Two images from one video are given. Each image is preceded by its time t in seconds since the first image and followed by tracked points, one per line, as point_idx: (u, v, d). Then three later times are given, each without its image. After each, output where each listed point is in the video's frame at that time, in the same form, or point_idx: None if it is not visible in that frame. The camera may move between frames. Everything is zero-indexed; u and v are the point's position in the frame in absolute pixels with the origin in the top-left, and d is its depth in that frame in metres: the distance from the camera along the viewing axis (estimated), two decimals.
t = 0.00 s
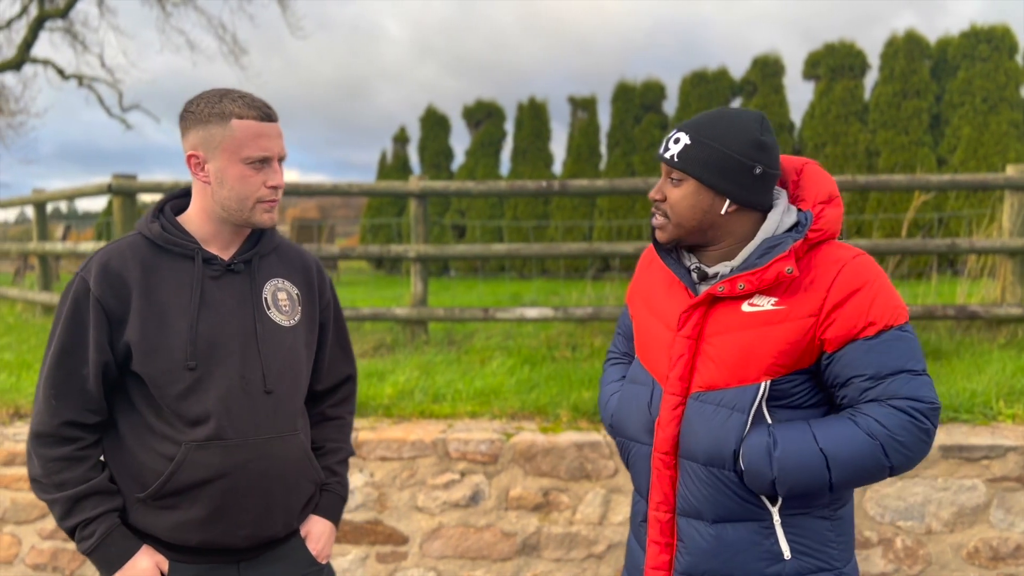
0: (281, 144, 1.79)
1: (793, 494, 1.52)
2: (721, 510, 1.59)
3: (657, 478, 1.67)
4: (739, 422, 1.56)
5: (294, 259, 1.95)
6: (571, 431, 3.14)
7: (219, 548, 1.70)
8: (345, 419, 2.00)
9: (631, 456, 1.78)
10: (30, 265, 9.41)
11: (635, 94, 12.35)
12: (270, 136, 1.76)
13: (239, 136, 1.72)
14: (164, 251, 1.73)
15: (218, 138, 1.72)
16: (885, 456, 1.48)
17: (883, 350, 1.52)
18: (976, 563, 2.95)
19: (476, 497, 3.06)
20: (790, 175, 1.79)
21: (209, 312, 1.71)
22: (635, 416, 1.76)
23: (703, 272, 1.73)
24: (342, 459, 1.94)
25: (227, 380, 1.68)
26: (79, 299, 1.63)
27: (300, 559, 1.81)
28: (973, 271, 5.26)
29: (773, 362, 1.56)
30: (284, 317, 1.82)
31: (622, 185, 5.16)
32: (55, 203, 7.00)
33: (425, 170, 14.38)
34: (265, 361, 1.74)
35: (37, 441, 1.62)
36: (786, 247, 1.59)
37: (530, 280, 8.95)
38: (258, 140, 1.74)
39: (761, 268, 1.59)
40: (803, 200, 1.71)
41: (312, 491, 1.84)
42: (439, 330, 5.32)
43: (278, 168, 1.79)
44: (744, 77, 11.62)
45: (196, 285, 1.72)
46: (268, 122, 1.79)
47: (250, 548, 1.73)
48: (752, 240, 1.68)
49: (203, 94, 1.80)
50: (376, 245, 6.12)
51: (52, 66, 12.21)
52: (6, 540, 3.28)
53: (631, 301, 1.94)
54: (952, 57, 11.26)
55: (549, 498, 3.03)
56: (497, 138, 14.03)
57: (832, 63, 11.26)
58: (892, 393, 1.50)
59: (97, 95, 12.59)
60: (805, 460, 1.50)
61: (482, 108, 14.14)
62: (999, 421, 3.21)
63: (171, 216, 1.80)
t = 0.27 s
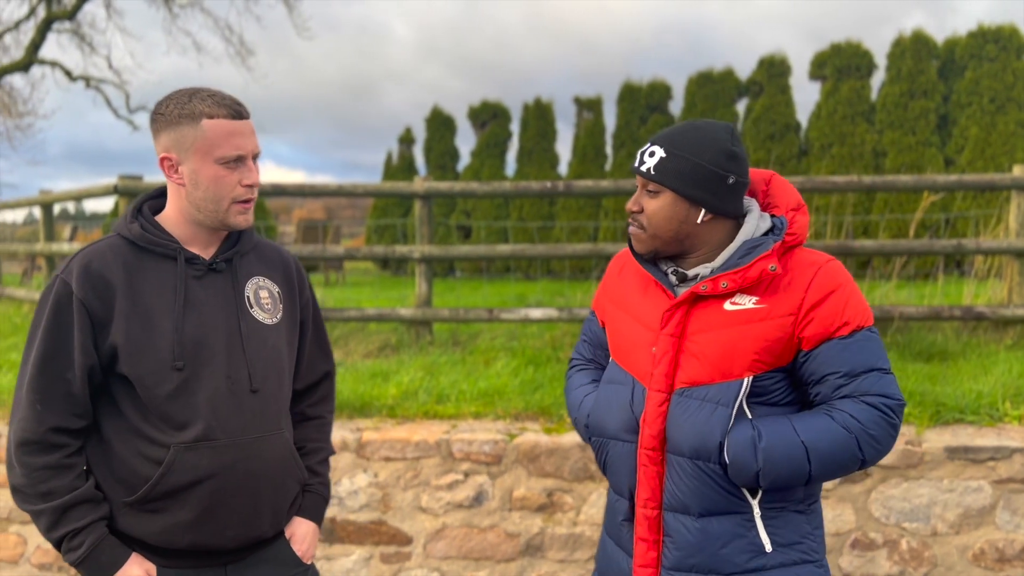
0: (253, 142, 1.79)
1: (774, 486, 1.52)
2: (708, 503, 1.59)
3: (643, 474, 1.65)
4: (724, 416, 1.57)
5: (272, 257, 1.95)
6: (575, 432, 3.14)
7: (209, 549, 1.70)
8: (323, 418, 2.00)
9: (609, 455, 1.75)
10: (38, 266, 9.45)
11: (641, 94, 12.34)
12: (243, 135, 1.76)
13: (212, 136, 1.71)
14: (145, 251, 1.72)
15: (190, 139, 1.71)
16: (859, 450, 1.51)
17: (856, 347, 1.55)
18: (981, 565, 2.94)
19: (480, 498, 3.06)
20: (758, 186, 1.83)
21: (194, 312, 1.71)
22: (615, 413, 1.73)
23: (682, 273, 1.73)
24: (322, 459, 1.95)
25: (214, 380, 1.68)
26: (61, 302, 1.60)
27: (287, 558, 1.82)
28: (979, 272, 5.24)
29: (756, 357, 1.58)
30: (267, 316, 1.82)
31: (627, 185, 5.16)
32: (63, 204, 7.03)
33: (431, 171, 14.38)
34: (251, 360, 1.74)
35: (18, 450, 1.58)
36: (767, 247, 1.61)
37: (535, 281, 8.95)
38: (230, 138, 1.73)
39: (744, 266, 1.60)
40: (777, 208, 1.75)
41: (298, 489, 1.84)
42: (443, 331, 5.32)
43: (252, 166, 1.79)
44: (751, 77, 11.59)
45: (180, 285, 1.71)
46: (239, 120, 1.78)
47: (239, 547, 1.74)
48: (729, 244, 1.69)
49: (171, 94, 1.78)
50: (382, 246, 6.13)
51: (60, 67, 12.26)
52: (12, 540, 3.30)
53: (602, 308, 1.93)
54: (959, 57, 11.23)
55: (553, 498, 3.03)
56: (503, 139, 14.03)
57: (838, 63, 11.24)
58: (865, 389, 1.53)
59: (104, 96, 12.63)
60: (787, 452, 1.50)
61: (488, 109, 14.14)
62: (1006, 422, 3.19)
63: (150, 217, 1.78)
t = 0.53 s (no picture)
0: (226, 141, 1.78)
1: (772, 489, 1.52)
2: (705, 502, 1.59)
3: (641, 469, 1.67)
4: (725, 414, 1.57)
5: (256, 259, 1.96)
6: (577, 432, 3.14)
7: (196, 551, 1.71)
8: (307, 420, 2.02)
9: (608, 447, 1.76)
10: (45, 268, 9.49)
11: (646, 96, 12.33)
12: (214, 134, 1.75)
13: (181, 138, 1.71)
14: (130, 254, 1.72)
15: (160, 141, 1.71)
16: (860, 458, 1.50)
17: (863, 355, 1.55)
18: (985, 566, 2.93)
19: (483, 498, 3.06)
20: (777, 192, 1.85)
21: (181, 315, 1.72)
22: (616, 406, 1.74)
23: (694, 270, 1.75)
24: (305, 462, 1.97)
25: (202, 383, 1.69)
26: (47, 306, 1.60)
27: (274, 560, 1.83)
28: (985, 272, 5.24)
29: (763, 357, 1.58)
30: (252, 318, 1.83)
31: (631, 186, 5.16)
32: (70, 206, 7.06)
33: (437, 172, 14.40)
34: (237, 363, 1.75)
35: (5, 456, 1.58)
36: (780, 248, 1.62)
37: (540, 283, 8.96)
38: (200, 140, 1.73)
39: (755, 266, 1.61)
40: (793, 212, 1.77)
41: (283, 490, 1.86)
42: (448, 332, 5.33)
43: (227, 166, 1.79)
44: (756, 78, 11.58)
45: (167, 287, 1.72)
46: (211, 120, 1.77)
47: (226, 549, 1.75)
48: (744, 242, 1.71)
49: (145, 96, 1.79)
50: (387, 248, 6.14)
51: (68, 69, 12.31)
52: (18, 540, 3.31)
53: (613, 303, 1.95)
54: (965, 58, 11.19)
55: (555, 499, 3.04)
56: (508, 140, 14.04)
57: (844, 64, 11.22)
58: (869, 397, 1.53)
59: (112, 99, 12.69)
60: (788, 454, 1.50)
61: (493, 110, 14.15)
62: (1009, 423, 3.19)
63: (133, 218, 1.79)
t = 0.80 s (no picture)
0: (194, 141, 1.75)
1: (810, 504, 1.50)
2: (739, 517, 1.58)
3: (673, 481, 1.67)
4: (762, 427, 1.55)
5: (263, 261, 1.95)
6: (580, 434, 3.14)
7: (184, 555, 1.72)
8: (316, 425, 2.02)
9: (642, 458, 1.77)
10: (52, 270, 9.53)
11: (650, 97, 12.33)
12: (179, 135, 1.73)
13: (146, 141, 1.72)
14: (125, 257, 1.74)
15: (132, 146, 1.74)
16: (904, 473, 1.47)
17: (908, 365, 1.52)
18: (989, 568, 2.93)
19: (485, 499, 3.07)
20: (820, 192, 1.83)
21: (172, 317, 1.72)
22: (650, 417, 1.75)
23: (731, 276, 1.75)
24: (311, 466, 1.97)
25: (191, 385, 1.69)
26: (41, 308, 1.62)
27: (270, 568, 1.82)
28: (989, 273, 5.22)
29: (802, 369, 1.56)
30: (252, 320, 1.82)
31: (634, 188, 5.16)
32: (75, 208, 7.09)
33: (441, 174, 14.42)
34: (230, 365, 1.74)
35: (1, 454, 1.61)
36: (820, 254, 1.60)
37: (544, 284, 8.97)
38: (163, 141, 1.72)
39: (795, 273, 1.59)
40: (836, 214, 1.75)
41: (280, 495, 1.85)
42: (451, 333, 5.33)
43: (199, 168, 1.76)
44: (761, 79, 11.57)
45: (159, 289, 1.73)
46: (182, 120, 1.75)
47: (216, 554, 1.75)
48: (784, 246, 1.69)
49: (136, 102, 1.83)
50: (391, 249, 6.16)
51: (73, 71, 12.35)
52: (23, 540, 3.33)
53: (648, 307, 1.95)
54: (971, 58, 11.17)
55: (557, 500, 3.04)
56: (513, 141, 14.05)
57: (848, 64, 11.20)
58: (914, 410, 1.49)
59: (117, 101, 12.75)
60: (826, 470, 1.48)
61: (497, 112, 14.16)
62: (1013, 425, 3.18)
63: (131, 221, 1.81)
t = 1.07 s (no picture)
0: (202, 146, 1.75)
1: (852, 526, 1.51)
2: (779, 535, 1.60)
3: (716, 495, 1.70)
4: (803, 446, 1.56)
5: (287, 262, 1.91)
6: (582, 435, 3.15)
7: (194, 556, 1.70)
8: (346, 428, 1.96)
9: (689, 468, 1.81)
10: (55, 271, 9.57)
11: (653, 98, 12.34)
12: (184, 140, 1.74)
13: (155, 145, 1.75)
14: (144, 262, 1.78)
15: (144, 149, 1.77)
16: (953, 497, 1.45)
17: (963, 383, 1.48)
18: (991, 569, 2.93)
19: (487, 501, 3.07)
20: (880, 189, 1.81)
21: (183, 319, 1.72)
22: (694, 429, 1.79)
23: (779, 284, 1.76)
24: (338, 471, 1.90)
25: (199, 386, 1.68)
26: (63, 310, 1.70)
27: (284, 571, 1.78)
28: (992, 275, 5.21)
29: (848, 383, 1.55)
30: (268, 321, 1.79)
31: (637, 189, 5.17)
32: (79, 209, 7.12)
33: (444, 175, 14.44)
34: (241, 366, 1.72)
35: (28, 451, 1.70)
36: (870, 267, 1.58)
37: (547, 285, 8.98)
38: (169, 147, 1.74)
39: (841, 286, 1.58)
40: (893, 216, 1.73)
41: (297, 499, 1.80)
42: (454, 334, 5.34)
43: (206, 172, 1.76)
44: (764, 81, 11.57)
45: (170, 291, 1.74)
46: (189, 125, 1.76)
47: (228, 557, 1.73)
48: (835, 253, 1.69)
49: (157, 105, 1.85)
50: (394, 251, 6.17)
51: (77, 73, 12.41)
52: (27, 541, 3.34)
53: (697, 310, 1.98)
54: (974, 59, 11.14)
55: (559, 502, 3.04)
56: (515, 143, 14.07)
57: (851, 65, 11.18)
58: (968, 432, 1.46)
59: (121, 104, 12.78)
60: (867, 492, 1.48)
61: (500, 113, 14.18)
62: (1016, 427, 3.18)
63: (152, 228, 1.85)
